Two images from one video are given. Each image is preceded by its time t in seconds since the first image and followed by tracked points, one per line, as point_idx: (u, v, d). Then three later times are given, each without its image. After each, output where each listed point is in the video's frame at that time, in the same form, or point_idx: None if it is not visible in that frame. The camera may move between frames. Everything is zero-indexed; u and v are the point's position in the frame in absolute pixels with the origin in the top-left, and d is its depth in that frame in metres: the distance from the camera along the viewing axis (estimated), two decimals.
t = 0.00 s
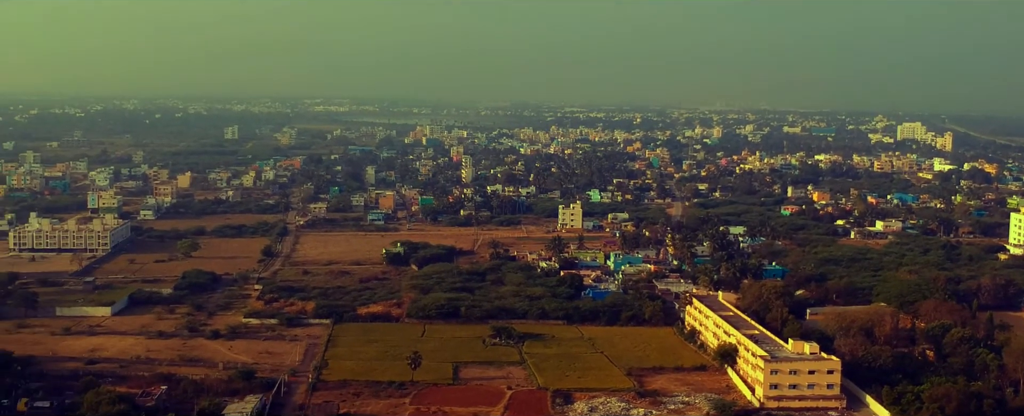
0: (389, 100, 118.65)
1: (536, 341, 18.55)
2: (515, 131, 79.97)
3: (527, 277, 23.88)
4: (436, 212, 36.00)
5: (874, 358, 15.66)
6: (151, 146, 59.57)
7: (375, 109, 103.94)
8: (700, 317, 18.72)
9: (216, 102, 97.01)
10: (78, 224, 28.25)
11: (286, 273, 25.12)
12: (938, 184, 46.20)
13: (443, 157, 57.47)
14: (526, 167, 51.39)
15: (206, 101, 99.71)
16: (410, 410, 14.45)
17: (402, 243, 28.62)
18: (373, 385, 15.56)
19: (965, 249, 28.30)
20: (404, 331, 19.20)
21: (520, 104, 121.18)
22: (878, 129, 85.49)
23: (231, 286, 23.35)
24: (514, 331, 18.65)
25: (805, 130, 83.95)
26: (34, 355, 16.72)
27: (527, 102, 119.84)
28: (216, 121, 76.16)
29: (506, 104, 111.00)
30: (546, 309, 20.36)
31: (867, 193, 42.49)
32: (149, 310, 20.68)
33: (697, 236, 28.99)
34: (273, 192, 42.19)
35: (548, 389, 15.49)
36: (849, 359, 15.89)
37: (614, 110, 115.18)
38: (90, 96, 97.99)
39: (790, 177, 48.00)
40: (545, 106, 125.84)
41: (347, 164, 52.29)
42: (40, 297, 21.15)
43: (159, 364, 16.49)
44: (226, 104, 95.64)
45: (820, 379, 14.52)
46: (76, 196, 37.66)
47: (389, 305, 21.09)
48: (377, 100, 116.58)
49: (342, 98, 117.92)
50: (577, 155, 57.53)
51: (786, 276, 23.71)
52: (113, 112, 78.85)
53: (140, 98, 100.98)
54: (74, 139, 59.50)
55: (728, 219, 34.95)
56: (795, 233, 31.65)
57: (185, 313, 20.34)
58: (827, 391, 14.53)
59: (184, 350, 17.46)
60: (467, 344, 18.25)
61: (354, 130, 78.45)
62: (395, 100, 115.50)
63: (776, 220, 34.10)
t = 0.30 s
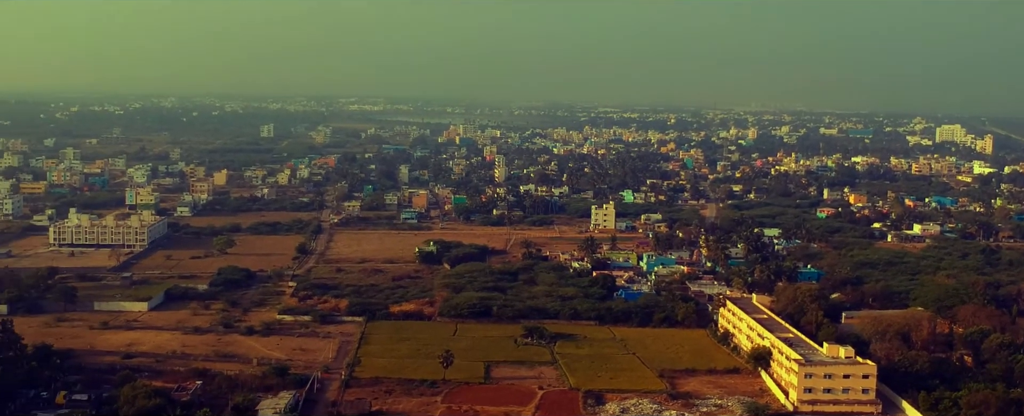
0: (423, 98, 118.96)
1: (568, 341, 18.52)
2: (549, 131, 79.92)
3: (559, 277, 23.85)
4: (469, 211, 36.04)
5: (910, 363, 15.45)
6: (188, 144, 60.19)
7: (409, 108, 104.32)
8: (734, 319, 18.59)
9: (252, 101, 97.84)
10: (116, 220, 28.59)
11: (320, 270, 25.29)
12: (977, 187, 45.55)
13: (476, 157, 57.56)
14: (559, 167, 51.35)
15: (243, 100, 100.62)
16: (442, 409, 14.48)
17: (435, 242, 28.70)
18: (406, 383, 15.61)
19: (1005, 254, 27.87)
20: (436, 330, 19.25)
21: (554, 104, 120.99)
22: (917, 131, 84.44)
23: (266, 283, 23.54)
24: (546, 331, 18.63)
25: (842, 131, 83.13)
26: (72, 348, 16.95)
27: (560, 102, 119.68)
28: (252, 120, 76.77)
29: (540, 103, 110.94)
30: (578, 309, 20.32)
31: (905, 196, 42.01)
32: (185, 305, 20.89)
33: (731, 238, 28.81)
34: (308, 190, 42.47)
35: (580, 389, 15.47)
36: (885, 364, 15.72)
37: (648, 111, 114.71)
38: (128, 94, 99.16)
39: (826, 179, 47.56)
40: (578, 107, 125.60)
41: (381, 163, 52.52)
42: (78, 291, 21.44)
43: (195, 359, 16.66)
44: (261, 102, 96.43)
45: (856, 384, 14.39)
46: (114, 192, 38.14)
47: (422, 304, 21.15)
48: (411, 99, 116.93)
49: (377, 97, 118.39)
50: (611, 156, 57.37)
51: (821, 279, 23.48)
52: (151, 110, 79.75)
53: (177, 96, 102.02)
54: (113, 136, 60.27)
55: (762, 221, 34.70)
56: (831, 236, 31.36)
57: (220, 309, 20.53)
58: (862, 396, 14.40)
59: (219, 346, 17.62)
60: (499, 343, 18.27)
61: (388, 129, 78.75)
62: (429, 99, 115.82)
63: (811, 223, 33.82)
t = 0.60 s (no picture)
0: (457, 97, 119.17)
1: (600, 342, 18.47)
2: (583, 131, 79.76)
3: (593, 277, 23.80)
4: (502, 211, 36.06)
5: (948, 369, 15.24)
6: (225, 142, 60.75)
7: (443, 107, 104.59)
8: (768, 323, 18.45)
9: (288, 100, 98.58)
10: (154, 217, 28.90)
11: (354, 268, 25.42)
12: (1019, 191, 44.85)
13: (510, 157, 57.58)
14: (593, 168, 51.24)
15: (279, 98, 101.47)
16: (474, 408, 14.49)
17: (468, 242, 28.75)
18: (438, 381, 15.65)
19: None
20: (468, 329, 19.27)
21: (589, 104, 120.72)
22: (957, 134, 83.27)
23: (300, 280, 23.70)
24: (578, 332, 18.59)
25: (880, 133, 82.20)
26: (110, 343, 17.17)
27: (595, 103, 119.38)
28: (288, 118, 77.32)
29: (574, 104, 110.73)
30: (611, 310, 20.27)
31: (944, 200, 41.46)
32: (221, 302, 21.09)
33: (766, 240, 28.58)
34: (343, 189, 42.69)
35: (612, 390, 15.42)
36: (922, 369, 15.52)
37: (683, 112, 114.14)
38: (167, 92, 100.26)
39: (863, 182, 47.05)
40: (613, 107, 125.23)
41: (415, 162, 52.68)
42: (116, 286, 21.72)
43: (230, 355, 16.81)
44: (298, 101, 97.12)
45: (892, 389, 14.20)
46: (152, 189, 38.58)
47: (455, 303, 21.19)
48: (445, 99, 117.15)
49: (411, 97, 118.77)
50: (645, 157, 57.16)
51: (858, 283, 23.23)
52: (189, 108, 80.57)
53: (215, 95, 103.03)
54: (151, 134, 60.97)
55: (798, 224, 34.40)
56: (868, 239, 31.01)
57: (255, 306, 20.71)
58: (900, 402, 14.21)
59: (254, 342, 17.77)
60: (531, 343, 18.26)
61: (422, 128, 78.95)
62: (463, 99, 115.99)
63: (848, 226, 33.47)
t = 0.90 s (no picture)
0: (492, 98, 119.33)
1: (633, 344, 18.40)
2: (618, 132, 79.53)
3: (626, 279, 23.71)
4: (536, 211, 36.04)
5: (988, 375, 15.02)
6: (261, 140, 61.26)
7: (477, 107, 104.76)
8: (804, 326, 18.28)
9: (324, 99, 99.23)
10: (191, 214, 29.19)
11: (388, 267, 25.53)
12: None
13: (544, 157, 57.55)
14: (627, 169, 51.08)
15: (315, 98, 102.15)
16: (507, 408, 14.50)
17: (501, 241, 28.77)
18: (471, 381, 15.68)
19: None
20: (501, 329, 19.27)
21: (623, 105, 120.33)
22: (998, 137, 82.04)
23: (335, 278, 23.84)
24: (611, 333, 18.53)
25: (919, 136, 81.20)
26: (148, 338, 17.38)
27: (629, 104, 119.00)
28: (324, 117, 77.82)
29: (609, 104, 110.41)
30: (644, 312, 20.19)
31: (984, 204, 40.86)
32: (256, 299, 21.26)
33: (802, 243, 28.32)
34: (377, 188, 42.88)
35: (645, 392, 15.35)
36: (961, 376, 15.31)
37: (719, 113, 113.44)
38: (205, 91, 101.31)
39: (901, 185, 46.49)
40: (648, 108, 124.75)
41: (450, 162, 52.79)
42: (154, 282, 21.97)
43: (265, 352, 16.94)
44: (333, 100, 97.78)
45: (930, 395, 14.02)
46: (190, 187, 38.98)
47: (487, 302, 21.20)
48: (480, 99, 117.31)
49: (446, 97, 119.12)
50: (680, 158, 56.84)
51: (895, 287, 22.96)
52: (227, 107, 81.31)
53: (251, 93, 103.96)
54: (189, 132, 61.63)
55: (835, 227, 34.05)
56: (906, 243, 30.63)
57: (290, 304, 20.86)
58: (936, 408, 14.03)
59: (289, 339, 17.90)
60: (564, 344, 18.22)
61: (457, 128, 79.11)
62: (498, 99, 116.10)
63: (885, 229, 33.09)
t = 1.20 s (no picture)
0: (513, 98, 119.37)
1: (654, 345, 18.34)
2: (640, 132, 79.34)
3: (648, 280, 23.65)
4: (557, 211, 36.00)
5: (1014, 379, 14.85)
6: (284, 140, 61.55)
7: (499, 108, 104.82)
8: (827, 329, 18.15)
9: (347, 99, 99.63)
10: (215, 212, 29.36)
11: (410, 267, 25.57)
12: None
13: (566, 158, 57.49)
14: (650, 169, 50.92)
15: (338, 97, 102.53)
16: (527, 408, 14.49)
17: (523, 242, 28.76)
18: (491, 381, 15.67)
19: None
20: (521, 330, 19.25)
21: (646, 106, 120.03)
22: None
23: (357, 278, 23.91)
24: (632, 334, 18.47)
25: (945, 137, 80.50)
26: (171, 336, 17.49)
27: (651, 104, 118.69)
28: (346, 117, 78.13)
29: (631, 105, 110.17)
30: (666, 314, 20.12)
31: (1010, 206, 40.47)
32: (279, 297, 21.35)
33: (825, 245, 28.14)
34: (399, 188, 42.97)
35: (666, 394, 15.30)
36: (987, 380, 15.13)
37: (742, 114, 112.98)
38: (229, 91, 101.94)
39: (926, 187, 46.11)
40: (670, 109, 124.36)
41: (471, 162, 52.83)
42: (177, 281, 22.11)
43: (287, 350, 17.01)
44: (356, 100, 98.18)
45: (954, 399, 13.91)
46: (213, 186, 39.21)
47: (509, 303, 21.20)
48: (502, 100, 117.38)
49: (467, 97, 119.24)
50: (703, 159, 56.62)
51: (920, 290, 22.77)
52: (250, 106, 81.78)
53: (275, 93, 104.54)
54: (213, 131, 62.01)
55: (858, 229, 33.81)
56: (931, 245, 30.38)
57: (312, 303, 20.94)
58: (961, 411, 13.92)
59: (311, 338, 17.97)
60: (584, 345, 18.19)
61: (479, 128, 79.17)
62: (520, 99, 116.12)
63: (910, 231, 32.81)
